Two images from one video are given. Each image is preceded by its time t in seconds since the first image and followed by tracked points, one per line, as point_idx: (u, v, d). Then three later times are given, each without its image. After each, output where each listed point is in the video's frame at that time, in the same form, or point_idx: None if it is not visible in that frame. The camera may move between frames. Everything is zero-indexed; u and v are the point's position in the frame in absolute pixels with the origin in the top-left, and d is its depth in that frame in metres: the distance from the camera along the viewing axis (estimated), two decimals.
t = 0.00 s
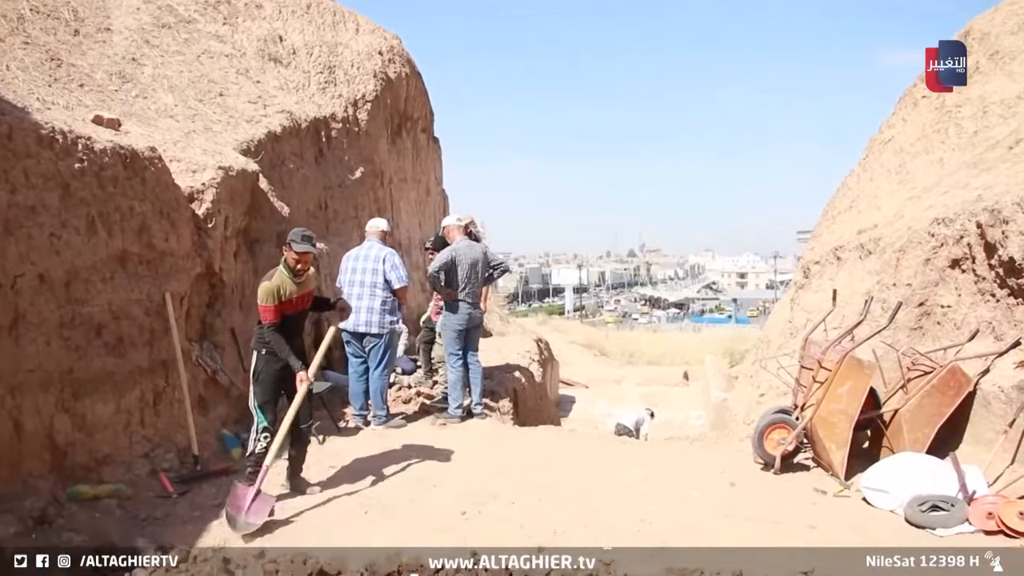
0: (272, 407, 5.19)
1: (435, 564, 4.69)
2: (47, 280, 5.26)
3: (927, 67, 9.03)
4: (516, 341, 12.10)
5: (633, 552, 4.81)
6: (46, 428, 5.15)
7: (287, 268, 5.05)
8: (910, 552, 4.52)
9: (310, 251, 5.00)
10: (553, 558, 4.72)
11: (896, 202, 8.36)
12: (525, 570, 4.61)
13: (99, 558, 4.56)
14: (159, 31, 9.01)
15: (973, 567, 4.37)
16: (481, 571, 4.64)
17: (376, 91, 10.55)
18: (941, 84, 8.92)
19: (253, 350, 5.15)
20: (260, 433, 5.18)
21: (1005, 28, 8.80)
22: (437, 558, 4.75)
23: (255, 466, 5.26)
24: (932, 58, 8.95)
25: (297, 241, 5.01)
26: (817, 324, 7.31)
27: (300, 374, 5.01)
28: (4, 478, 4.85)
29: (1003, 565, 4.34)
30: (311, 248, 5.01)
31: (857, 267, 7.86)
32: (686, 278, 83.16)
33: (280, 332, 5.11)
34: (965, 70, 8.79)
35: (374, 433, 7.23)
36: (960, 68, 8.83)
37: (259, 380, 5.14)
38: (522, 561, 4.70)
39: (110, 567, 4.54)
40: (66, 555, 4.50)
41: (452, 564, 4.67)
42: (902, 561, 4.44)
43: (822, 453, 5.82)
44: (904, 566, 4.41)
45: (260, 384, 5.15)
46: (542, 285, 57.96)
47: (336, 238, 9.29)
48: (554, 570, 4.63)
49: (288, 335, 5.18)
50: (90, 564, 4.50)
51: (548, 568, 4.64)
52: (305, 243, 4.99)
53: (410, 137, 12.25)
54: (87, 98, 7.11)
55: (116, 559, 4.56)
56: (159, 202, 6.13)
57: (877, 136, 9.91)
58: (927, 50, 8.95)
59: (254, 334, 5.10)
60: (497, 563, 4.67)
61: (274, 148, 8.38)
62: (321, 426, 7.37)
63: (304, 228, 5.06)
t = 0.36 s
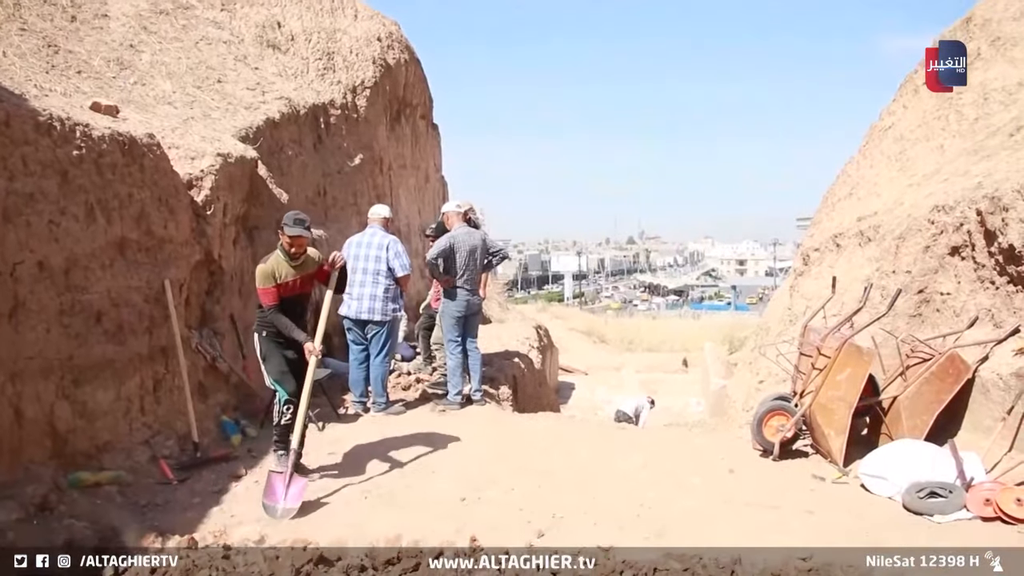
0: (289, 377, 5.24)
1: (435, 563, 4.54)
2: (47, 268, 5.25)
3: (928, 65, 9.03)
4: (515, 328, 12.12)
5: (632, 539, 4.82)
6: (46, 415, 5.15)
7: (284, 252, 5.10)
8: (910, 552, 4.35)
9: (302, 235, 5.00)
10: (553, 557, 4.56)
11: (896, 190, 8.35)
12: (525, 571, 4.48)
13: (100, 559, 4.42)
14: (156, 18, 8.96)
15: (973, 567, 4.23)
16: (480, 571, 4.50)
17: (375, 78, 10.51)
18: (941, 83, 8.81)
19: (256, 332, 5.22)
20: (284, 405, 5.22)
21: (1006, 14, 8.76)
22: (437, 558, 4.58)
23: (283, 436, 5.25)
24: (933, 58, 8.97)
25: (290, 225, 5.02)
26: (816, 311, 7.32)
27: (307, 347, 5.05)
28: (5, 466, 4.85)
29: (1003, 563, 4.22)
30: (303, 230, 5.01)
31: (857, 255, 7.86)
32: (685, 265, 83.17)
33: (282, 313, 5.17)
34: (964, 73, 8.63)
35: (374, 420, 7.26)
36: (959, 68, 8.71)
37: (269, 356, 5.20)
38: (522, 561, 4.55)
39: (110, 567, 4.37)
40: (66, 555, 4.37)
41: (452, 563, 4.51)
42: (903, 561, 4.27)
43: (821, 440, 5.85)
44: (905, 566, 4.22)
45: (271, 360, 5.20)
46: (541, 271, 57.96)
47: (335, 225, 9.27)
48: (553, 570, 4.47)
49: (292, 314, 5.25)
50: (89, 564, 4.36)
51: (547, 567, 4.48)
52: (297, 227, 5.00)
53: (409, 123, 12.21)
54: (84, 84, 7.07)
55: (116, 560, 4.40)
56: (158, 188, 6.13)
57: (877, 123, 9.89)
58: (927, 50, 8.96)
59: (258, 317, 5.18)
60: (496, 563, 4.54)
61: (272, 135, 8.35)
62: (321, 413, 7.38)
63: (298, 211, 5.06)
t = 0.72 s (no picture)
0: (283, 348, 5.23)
1: (434, 563, 4.35)
2: (46, 254, 5.23)
3: (929, 65, 8.88)
4: (515, 314, 12.12)
5: (632, 525, 4.84)
6: (46, 401, 5.15)
7: (274, 243, 5.09)
8: (909, 552, 4.20)
9: (287, 225, 4.97)
10: (552, 558, 4.37)
11: (896, 176, 8.34)
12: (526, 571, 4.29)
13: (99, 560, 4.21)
14: (154, 3, 8.89)
15: (973, 567, 4.09)
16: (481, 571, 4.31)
17: (374, 63, 10.46)
18: (941, 82, 8.65)
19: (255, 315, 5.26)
20: (278, 372, 5.23)
21: None
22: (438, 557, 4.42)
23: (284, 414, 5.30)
24: (933, 58, 8.86)
25: (275, 215, 5.00)
26: (816, 296, 7.33)
27: (302, 326, 5.05)
28: (6, 452, 4.83)
29: (1003, 565, 4.09)
30: (288, 221, 4.98)
31: (857, 240, 7.86)
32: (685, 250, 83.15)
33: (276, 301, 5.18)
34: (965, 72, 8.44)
35: (374, 405, 7.27)
36: (960, 68, 8.49)
37: (263, 331, 5.22)
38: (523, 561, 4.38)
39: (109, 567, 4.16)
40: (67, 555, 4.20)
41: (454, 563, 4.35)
42: (903, 561, 4.11)
43: (821, 426, 5.87)
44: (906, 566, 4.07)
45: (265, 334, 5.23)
46: (541, 257, 57.93)
47: (335, 211, 9.24)
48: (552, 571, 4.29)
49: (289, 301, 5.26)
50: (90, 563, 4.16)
51: (546, 568, 4.31)
52: (282, 217, 4.97)
53: (409, 109, 12.16)
54: (82, 70, 7.02)
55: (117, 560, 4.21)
56: (156, 175, 6.12)
57: (878, 109, 9.85)
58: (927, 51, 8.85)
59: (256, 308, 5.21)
60: (497, 563, 4.34)
61: (271, 121, 8.31)
62: (321, 398, 7.39)
63: (282, 201, 5.03)
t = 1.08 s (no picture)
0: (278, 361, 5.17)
1: (432, 561, 4.20)
2: (45, 240, 5.22)
3: (929, 66, 8.77)
4: (515, 299, 12.13)
5: (632, 510, 4.86)
6: (46, 387, 5.16)
7: (272, 237, 5.08)
8: (910, 552, 4.08)
9: (284, 222, 4.94)
10: (553, 558, 4.25)
11: (897, 161, 8.33)
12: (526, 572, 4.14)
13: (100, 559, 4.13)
14: None
15: (973, 568, 3.95)
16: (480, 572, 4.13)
17: (373, 48, 10.41)
18: (942, 83, 8.55)
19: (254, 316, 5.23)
20: (267, 389, 5.14)
21: None
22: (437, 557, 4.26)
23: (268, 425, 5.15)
24: (933, 59, 8.74)
25: (274, 212, 4.98)
26: (816, 282, 7.34)
27: (290, 326, 5.04)
28: (6, 438, 4.84)
29: (1004, 564, 3.96)
30: (287, 218, 4.95)
31: (857, 226, 7.85)
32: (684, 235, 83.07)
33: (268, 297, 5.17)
34: (965, 79, 8.28)
35: (375, 390, 7.29)
36: (960, 68, 8.36)
37: (261, 340, 5.18)
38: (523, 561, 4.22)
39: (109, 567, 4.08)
40: (67, 554, 4.10)
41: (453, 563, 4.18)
42: (903, 561, 3.99)
43: (821, 411, 5.90)
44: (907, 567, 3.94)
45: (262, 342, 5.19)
46: (541, 242, 57.87)
47: (334, 196, 9.22)
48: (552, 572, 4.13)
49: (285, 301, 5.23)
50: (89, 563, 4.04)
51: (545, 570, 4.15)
52: (279, 215, 4.94)
53: (408, 93, 12.10)
54: (80, 55, 6.98)
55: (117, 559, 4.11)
56: (156, 160, 6.10)
57: (879, 94, 9.81)
58: (928, 51, 8.74)
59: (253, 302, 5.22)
60: (496, 563, 4.19)
61: (270, 106, 8.27)
62: (321, 383, 7.41)
63: (280, 198, 5.00)
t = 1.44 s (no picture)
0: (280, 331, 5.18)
1: (432, 562, 4.07)
2: (43, 225, 5.20)
3: (930, 66, 8.64)
4: (514, 283, 12.14)
5: (631, 493, 4.89)
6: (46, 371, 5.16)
7: (272, 212, 5.09)
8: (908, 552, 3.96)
9: (284, 194, 4.94)
10: (552, 557, 4.07)
11: (897, 145, 8.32)
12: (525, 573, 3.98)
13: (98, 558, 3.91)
14: None
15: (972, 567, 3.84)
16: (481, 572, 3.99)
17: (372, 31, 10.35)
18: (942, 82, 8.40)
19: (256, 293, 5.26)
20: (273, 355, 5.17)
21: None
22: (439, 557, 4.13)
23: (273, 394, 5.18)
24: (934, 59, 8.61)
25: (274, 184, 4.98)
26: (815, 266, 7.35)
27: (292, 305, 5.03)
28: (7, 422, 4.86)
29: (1002, 565, 3.86)
30: (287, 189, 4.95)
31: (857, 210, 7.85)
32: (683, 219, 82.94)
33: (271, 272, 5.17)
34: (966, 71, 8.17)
35: (375, 374, 7.30)
36: (960, 68, 8.22)
37: (262, 311, 5.19)
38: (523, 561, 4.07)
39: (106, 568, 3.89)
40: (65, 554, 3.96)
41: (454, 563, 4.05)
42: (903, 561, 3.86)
43: (820, 395, 5.93)
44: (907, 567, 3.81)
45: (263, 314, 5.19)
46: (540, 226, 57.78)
47: (333, 179, 9.20)
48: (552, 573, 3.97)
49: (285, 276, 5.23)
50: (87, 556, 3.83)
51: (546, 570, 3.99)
52: (280, 186, 4.94)
53: (407, 77, 12.04)
54: (77, 38, 6.94)
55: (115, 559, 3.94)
56: (154, 144, 6.08)
57: (880, 78, 9.77)
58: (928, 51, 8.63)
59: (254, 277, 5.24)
60: (496, 563, 4.04)
61: (269, 89, 8.24)
62: (321, 367, 7.42)
63: (280, 170, 5.00)
